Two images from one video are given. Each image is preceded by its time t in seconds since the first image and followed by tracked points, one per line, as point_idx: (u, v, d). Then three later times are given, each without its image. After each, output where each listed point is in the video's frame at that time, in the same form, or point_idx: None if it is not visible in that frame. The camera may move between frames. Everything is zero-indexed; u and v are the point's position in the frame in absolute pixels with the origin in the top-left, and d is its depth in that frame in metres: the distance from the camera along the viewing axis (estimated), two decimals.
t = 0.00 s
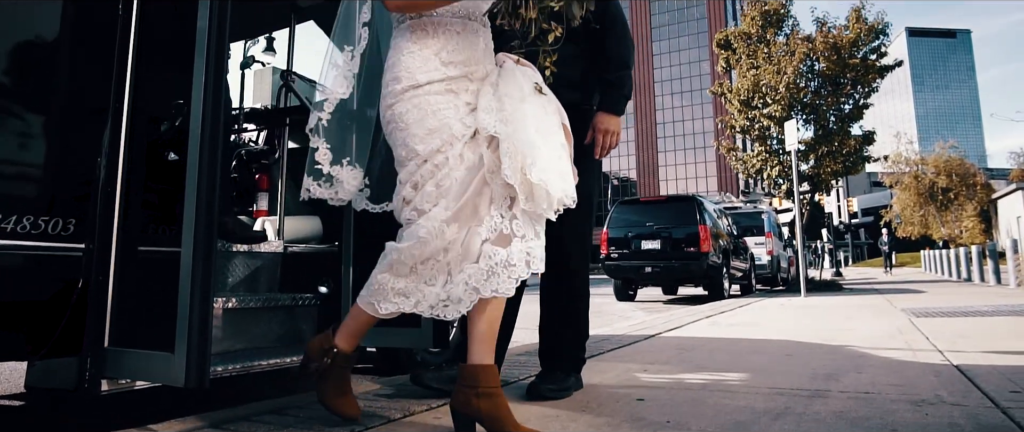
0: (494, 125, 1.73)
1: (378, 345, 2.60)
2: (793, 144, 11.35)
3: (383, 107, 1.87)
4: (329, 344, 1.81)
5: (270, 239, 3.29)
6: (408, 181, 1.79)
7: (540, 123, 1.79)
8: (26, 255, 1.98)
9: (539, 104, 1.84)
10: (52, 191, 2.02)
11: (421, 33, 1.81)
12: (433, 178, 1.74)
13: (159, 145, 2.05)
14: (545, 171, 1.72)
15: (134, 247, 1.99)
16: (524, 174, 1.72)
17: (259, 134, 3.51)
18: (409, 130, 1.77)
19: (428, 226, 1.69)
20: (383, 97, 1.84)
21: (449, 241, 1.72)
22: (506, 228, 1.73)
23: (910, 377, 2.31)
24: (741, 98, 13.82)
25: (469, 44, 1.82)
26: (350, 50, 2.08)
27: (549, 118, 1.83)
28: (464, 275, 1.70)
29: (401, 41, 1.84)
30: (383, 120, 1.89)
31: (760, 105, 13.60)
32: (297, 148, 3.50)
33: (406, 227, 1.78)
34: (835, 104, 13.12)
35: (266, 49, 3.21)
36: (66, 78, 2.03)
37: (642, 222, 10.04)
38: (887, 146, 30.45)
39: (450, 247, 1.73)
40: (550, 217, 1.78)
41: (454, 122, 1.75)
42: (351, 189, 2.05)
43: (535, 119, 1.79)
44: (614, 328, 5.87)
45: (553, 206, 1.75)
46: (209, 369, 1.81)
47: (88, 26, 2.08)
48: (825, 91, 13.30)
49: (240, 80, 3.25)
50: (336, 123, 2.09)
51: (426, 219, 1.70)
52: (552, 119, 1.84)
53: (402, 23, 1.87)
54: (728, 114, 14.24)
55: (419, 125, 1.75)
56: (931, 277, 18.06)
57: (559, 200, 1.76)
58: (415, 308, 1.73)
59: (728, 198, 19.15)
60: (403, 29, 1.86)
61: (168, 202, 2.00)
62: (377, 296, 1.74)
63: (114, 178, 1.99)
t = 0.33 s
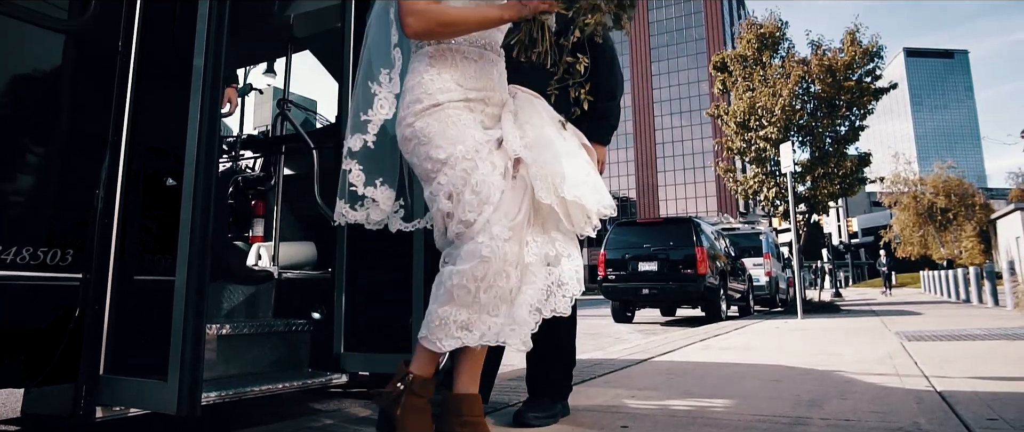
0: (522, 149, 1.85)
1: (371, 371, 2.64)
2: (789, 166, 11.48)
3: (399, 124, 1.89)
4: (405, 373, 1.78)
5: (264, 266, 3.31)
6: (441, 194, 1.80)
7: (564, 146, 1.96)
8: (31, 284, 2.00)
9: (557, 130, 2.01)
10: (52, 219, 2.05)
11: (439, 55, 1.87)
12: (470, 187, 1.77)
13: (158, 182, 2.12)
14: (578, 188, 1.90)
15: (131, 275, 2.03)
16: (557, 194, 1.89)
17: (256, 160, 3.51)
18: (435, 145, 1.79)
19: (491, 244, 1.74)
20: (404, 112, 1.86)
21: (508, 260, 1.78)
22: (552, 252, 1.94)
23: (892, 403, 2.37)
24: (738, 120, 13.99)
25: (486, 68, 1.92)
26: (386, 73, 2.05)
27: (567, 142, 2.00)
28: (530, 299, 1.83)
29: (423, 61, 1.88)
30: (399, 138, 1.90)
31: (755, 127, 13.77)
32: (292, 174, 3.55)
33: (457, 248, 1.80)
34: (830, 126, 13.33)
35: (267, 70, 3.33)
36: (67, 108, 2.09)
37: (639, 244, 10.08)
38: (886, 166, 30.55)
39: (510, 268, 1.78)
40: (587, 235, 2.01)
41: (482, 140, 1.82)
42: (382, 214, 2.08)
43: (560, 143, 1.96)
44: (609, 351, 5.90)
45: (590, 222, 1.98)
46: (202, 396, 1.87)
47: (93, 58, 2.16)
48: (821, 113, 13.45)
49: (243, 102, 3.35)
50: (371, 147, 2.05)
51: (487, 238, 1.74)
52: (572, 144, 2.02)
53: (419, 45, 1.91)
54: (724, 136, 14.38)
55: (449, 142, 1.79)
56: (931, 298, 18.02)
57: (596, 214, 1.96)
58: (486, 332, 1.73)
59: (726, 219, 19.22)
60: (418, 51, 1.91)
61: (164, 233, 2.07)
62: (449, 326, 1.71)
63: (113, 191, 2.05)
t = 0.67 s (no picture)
0: (541, 177, 1.95)
1: (362, 390, 2.70)
2: (784, 181, 11.58)
3: (424, 145, 1.97)
4: (522, 422, 1.85)
5: (259, 283, 3.38)
6: (468, 215, 1.85)
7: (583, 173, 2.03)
8: (27, 308, 2.04)
9: (575, 162, 2.07)
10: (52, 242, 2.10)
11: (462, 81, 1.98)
12: (497, 210, 1.83)
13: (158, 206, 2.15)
14: (592, 215, 1.94)
15: (128, 299, 2.09)
16: (571, 222, 1.96)
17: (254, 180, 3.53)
18: (461, 165, 1.87)
19: (513, 269, 1.79)
20: (431, 133, 1.94)
21: (535, 285, 1.82)
22: (574, 274, 1.99)
23: (874, 424, 2.41)
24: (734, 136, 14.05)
25: (508, 98, 2.04)
26: (414, 93, 2.08)
27: (583, 171, 2.06)
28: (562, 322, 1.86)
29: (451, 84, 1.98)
30: (423, 157, 1.98)
31: (752, 142, 13.82)
32: (288, 195, 3.52)
33: (483, 270, 1.86)
34: (826, 141, 13.36)
35: (267, 87, 3.45)
36: (67, 134, 2.15)
37: (637, 258, 10.13)
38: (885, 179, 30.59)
39: (538, 292, 1.82)
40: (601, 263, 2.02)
41: (506, 163, 1.90)
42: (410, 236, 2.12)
43: (578, 172, 2.02)
44: (605, 367, 5.93)
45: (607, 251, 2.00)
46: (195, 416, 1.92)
47: (92, 88, 2.22)
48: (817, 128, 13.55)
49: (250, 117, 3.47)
50: (405, 165, 2.10)
51: (510, 263, 1.81)
52: (587, 173, 2.09)
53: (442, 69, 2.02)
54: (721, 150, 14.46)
55: (476, 163, 1.86)
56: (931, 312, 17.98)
57: (608, 240, 1.97)
58: (520, 356, 1.78)
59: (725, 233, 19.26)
60: (441, 74, 2.02)
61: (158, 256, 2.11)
62: (484, 350, 1.81)
63: (113, 209, 2.16)
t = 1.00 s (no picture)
0: (562, 215, 2.00)
1: (355, 410, 2.73)
2: (780, 197, 11.69)
3: (454, 176, 2.01)
4: None
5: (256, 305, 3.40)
6: (495, 247, 1.89)
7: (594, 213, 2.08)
8: (24, 333, 2.05)
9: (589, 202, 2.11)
10: (52, 267, 2.14)
11: (492, 114, 2.03)
12: (525, 246, 1.88)
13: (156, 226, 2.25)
14: (604, 258, 1.96)
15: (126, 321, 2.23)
16: (587, 263, 1.99)
17: (252, 201, 3.60)
18: (494, 200, 1.92)
19: (530, 303, 1.85)
20: (461, 165, 1.99)
21: (551, 318, 1.87)
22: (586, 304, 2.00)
23: None
24: (730, 151, 14.09)
25: (532, 137, 2.11)
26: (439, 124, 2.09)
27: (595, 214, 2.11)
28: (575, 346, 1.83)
29: (480, 114, 2.03)
30: (451, 188, 2.02)
31: (748, 158, 13.86)
32: (287, 215, 3.52)
33: (500, 300, 1.89)
34: (822, 157, 13.62)
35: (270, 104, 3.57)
36: (69, 162, 2.21)
37: (634, 274, 10.20)
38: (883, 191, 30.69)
39: (555, 325, 1.86)
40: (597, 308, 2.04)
41: (536, 200, 1.97)
42: (426, 266, 2.08)
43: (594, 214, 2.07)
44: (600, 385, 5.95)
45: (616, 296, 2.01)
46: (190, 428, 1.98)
47: (94, 119, 2.29)
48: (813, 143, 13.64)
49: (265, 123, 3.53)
50: (432, 196, 2.11)
51: (529, 296, 1.86)
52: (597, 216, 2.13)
53: (472, 99, 2.05)
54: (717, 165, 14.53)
55: (508, 199, 1.93)
56: (930, 327, 17.99)
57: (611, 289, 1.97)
58: (531, 382, 1.85)
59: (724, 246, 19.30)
60: (468, 106, 2.05)
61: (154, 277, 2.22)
62: (486, 376, 1.84)
63: (112, 233, 2.25)
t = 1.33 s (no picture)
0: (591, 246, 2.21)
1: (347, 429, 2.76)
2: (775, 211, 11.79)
3: (492, 202, 2.18)
4: None
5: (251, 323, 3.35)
6: (533, 271, 2.06)
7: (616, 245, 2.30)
8: (24, 355, 2.10)
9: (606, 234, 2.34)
10: (51, 287, 2.17)
11: (528, 145, 2.23)
12: (562, 271, 2.06)
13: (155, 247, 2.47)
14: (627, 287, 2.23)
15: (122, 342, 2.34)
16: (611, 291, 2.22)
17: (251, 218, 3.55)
18: (536, 228, 2.10)
19: (564, 327, 2.00)
20: (502, 195, 2.16)
21: (582, 343, 2.02)
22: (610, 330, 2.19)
23: None
24: (727, 165, 13.46)
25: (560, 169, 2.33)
26: (473, 151, 2.24)
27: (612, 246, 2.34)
28: (605, 371, 1.97)
29: (519, 148, 2.22)
30: (489, 214, 2.18)
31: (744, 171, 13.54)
32: (283, 233, 3.59)
33: (532, 322, 2.04)
34: (817, 170, 13.56)
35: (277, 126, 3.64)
36: (69, 185, 2.24)
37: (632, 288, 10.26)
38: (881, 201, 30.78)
39: (586, 350, 2.02)
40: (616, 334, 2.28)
41: (573, 230, 2.16)
42: (448, 293, 2.14)
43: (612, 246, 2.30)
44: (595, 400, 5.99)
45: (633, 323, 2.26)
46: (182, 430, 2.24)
47: (95, 145, 2.32)
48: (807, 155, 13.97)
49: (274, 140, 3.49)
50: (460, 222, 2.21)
51: (562, 320, 2.02)
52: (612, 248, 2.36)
53: (506, 128, 2.24)
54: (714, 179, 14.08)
55: (548, 228, 2.11)
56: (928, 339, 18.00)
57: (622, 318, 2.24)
58: (555, 400, 2.00)
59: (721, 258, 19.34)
60: (506, 137, 2.23)
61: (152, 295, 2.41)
62: (512, 394, 1.99)
63: (111, 254, 2.26)
